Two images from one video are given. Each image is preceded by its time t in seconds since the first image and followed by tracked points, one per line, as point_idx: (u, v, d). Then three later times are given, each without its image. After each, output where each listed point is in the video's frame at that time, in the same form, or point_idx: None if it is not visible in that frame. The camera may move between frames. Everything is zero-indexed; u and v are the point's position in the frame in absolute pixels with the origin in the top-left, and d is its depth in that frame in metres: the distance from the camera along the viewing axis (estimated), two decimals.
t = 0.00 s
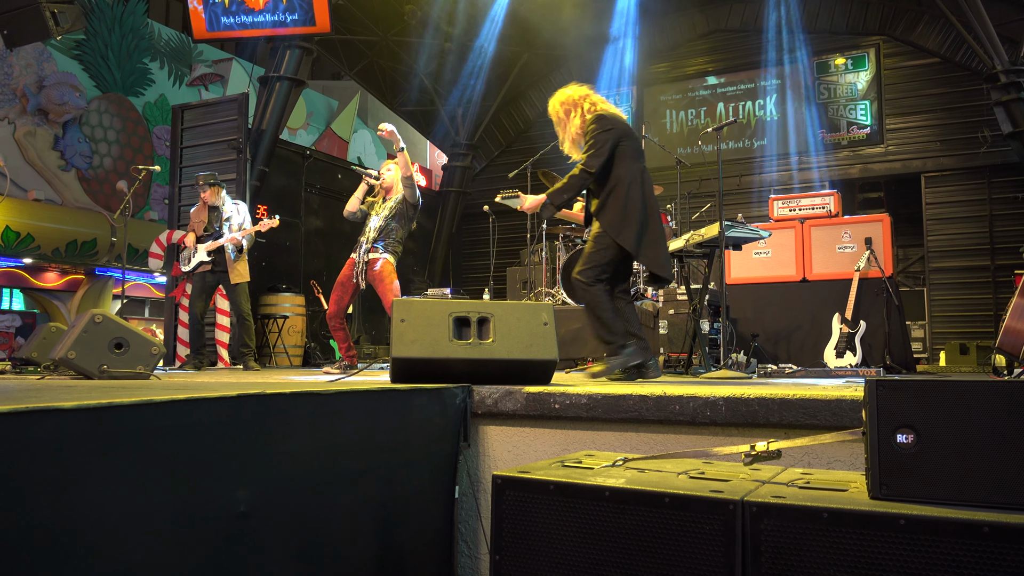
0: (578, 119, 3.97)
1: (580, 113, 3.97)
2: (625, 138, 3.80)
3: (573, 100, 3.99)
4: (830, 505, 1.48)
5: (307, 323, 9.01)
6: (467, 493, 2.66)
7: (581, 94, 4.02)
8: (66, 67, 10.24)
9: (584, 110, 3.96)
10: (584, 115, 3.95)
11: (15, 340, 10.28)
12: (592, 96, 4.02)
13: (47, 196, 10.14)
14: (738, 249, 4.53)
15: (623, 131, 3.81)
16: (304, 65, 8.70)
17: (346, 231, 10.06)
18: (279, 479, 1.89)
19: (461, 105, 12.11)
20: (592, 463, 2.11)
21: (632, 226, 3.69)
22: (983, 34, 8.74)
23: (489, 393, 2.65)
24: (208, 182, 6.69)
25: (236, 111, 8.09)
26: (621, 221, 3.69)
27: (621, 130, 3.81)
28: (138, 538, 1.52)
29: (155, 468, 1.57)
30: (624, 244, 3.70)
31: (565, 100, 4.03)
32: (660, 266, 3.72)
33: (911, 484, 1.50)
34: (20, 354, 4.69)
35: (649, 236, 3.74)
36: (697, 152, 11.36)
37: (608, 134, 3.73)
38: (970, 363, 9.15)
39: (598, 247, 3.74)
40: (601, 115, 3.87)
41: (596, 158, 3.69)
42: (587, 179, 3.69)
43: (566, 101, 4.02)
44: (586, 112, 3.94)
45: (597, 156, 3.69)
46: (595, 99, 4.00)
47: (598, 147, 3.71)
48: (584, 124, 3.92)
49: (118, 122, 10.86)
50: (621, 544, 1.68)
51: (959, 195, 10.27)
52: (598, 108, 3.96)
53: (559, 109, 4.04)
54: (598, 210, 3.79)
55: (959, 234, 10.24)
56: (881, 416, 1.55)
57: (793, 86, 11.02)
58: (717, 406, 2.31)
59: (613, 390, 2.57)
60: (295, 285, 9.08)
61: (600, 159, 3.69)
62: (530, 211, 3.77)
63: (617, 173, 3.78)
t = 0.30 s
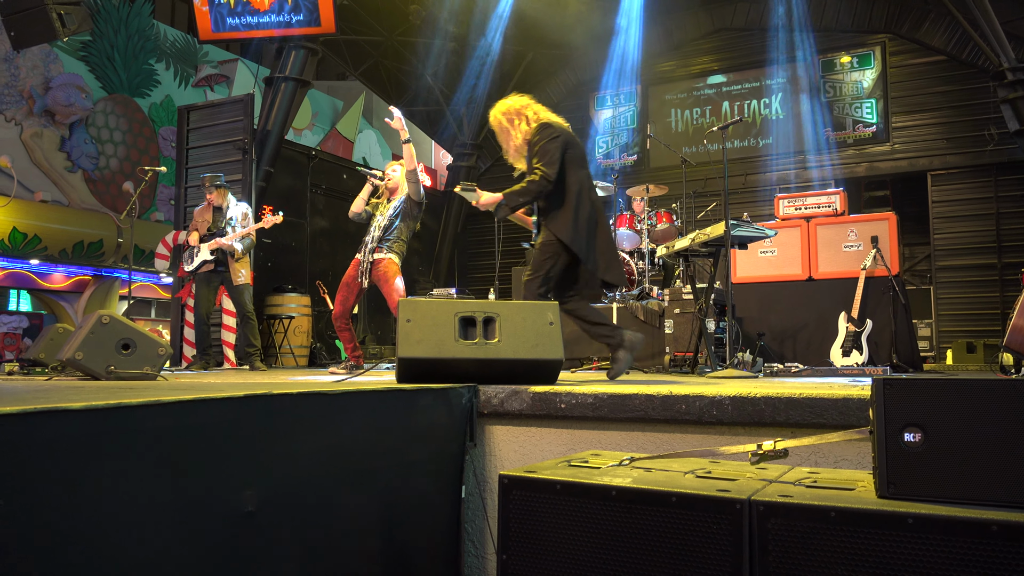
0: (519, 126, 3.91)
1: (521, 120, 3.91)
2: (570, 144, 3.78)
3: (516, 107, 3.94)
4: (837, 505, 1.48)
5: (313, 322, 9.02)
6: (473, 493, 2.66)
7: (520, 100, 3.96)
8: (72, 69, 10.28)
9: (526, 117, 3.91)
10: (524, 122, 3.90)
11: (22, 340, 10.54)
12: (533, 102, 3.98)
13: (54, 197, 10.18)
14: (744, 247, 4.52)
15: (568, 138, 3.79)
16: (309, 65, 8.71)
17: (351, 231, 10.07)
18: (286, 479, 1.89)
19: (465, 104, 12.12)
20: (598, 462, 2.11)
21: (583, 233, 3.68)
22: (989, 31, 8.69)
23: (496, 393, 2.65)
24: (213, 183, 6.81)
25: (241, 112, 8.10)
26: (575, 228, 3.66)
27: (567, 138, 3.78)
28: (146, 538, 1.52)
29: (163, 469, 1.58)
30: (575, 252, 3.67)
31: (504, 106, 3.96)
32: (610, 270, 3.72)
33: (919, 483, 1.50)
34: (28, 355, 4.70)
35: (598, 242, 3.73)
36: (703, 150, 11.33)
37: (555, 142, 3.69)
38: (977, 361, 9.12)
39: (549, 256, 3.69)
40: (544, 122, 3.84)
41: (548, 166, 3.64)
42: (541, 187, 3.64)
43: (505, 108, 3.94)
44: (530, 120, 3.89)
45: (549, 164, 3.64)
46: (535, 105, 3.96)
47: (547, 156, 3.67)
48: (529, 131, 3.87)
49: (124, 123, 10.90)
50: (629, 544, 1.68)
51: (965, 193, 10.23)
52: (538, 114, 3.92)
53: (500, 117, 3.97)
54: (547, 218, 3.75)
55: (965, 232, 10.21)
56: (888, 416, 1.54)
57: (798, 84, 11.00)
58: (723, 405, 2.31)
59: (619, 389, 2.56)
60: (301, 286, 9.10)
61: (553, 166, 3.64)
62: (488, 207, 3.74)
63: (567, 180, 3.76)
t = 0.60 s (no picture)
0: (471, 114, 3.77)
1: (472, 109, 3.76)
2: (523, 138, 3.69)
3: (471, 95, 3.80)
4: (851, 501, 1.47)
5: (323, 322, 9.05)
6: (485, 490, 2.66)
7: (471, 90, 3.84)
8: (83, 70, 10.33)
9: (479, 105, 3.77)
10: (476, 111, 3.76)
11: (37, 339, 10.73)
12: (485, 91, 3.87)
13: (67, 198, 10.25)
14: (756, 244, 4.49)
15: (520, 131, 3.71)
16: (319, 65, 8.73)
17: (361, 230, 10.09)
18: (299, 477, 1.89)
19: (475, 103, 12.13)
20: (610, 459, 2.10)
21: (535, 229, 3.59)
22: (1002, 26, 8.62)
23: (507, 391, 2.65)
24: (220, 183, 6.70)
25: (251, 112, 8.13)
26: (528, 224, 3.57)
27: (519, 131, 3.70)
28: (159, 535, 1.53)
29: (176, 466, 1.58)
30: (527, 248, 3.58)
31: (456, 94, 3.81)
32: (560, 266, 3.67)
33: (934, 479, 1.48)
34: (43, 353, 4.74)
35: (549, 239, 3.66)
36: (713, 147, 11.31)
37: (509, 136, 3.60)
38: (990, 358, 9.06)
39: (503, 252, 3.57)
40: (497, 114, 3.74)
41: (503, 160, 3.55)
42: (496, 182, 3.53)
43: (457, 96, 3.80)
44: (483, 108, 3.76)
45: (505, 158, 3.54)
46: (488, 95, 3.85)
47: (501, 150, 3.57)
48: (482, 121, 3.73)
49: (135, 124, 10.96)
50: (642, 541, 1.67)
51: (978, 189, 10.16)
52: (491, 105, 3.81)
53: (453, 102, 3.80)
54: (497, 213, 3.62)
55: (978, 228, 10.14)
56: (903, 411, 1.53)
57: (809, 79, 10.97)
58: (736, 402, 2.30)
59: (631, 386, 2.55)
60: (312, 285, 9.13)
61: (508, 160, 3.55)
62: (447, 201, 4.03)
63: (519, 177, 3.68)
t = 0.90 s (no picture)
0: (427, 104, 3.74)
1: (427, 100, 3.74)
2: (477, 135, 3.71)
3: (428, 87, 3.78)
4: (861, 500, 1.47)
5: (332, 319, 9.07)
6: (493, 488, 2.67)
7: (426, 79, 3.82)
8: (93, 68, 10.35)
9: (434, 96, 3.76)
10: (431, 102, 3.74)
11: (47, 336, 10.95)
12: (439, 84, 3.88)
13: (76, 196, 10.30)
14: (765, 241, 4.48)
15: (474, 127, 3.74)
16: (327, 62, 8.74)
17: (369, 228, 10.10)
18: (309, 473, 1.90)
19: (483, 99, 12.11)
20: (618, 458, 2.09)
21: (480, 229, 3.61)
22: (1013, 22, 8.56)
23: (515, 389, 2.65)
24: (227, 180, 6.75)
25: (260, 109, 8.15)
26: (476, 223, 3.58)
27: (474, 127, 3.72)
28: (168, 531, 1.54)
29: (186, 463, 1.59)
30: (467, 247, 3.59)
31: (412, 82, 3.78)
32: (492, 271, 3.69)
33: (945, 479, 1.48)
34: (53, 351, 4.76)
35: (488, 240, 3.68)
36: (722, 145, 11.27)
37: (463, 135, 3.62)
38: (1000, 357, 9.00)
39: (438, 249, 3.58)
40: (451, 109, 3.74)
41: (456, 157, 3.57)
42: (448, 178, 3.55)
43: (412, 84, 3.77)
44: (439, 102, 3.75)
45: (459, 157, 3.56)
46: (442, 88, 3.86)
47: (454, 148, 3.60)
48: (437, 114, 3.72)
49: (144, 121, 10.99)
50: (651, 539, 1.67)
51: (988, 186, 10.09)
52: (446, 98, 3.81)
53: (405, 90, 3.76)
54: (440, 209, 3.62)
55: (989, 225, 10.07)
56: (913, 410, 1.53)
57: (819, 76, 10.90)
58: (744, 400, 2.29)
59: (639, 385, 2.55)
60: (320, 282, 9.15)
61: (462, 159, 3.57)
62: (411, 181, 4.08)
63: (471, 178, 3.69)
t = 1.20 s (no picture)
0: (375, 104, 3.65)
1: (375, 100, 3.66)
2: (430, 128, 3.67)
3: (374, 83, 3.68)
4: (892, 501, 1.44)
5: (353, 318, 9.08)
6: (518, 487, 2.66)
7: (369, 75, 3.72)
8: (118, 69, 10.44)
9: (382, 95, 3.68)
10: (380, 101, 3.66)
11: (76, 334, 10.65)
12: (382, 77, 3.76)
13: (102, 195, 10.40)
14: (789, 241, 4.45)
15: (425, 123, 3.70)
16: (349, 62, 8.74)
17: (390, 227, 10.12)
18: (335, 470, 1.90)
19: (505, 99, 12.11)
20: (644, 457, 2.08)
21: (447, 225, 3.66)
22: None
23: (539, 387, 2.66)
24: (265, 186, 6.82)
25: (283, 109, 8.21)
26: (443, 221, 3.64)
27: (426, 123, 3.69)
28: (197, 528, 1.54)
29: (214, 460, 1.60)
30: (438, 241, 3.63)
31: (357, 81, 3.66)
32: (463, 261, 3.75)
33: (977, 481, 1.45)
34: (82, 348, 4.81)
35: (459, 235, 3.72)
36: (745, 143, 11.21)
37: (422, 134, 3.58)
38: None
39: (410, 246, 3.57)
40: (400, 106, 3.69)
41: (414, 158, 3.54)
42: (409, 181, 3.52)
43: (358, 83, 3.66)
44: (389, 101, 3.67)
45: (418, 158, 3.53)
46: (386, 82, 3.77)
47: (416, 149, 3.55)
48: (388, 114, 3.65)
49: (169, 122, 11.12)
50: (678, 539, 1.66)
51: (1017, 184, 9.94)
52: (392, 92, 3.73)
53: (354, 93, 3.64)
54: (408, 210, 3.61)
55: (1018, 224, 9.92)
56: (945, 411, 1.51)
57: (844, 73, 10.81)
58: (771, 400, 2.28)
59: (664, 384, 2.54)
60: (342, 280, 9.21)
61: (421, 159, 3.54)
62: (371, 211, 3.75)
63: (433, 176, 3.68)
